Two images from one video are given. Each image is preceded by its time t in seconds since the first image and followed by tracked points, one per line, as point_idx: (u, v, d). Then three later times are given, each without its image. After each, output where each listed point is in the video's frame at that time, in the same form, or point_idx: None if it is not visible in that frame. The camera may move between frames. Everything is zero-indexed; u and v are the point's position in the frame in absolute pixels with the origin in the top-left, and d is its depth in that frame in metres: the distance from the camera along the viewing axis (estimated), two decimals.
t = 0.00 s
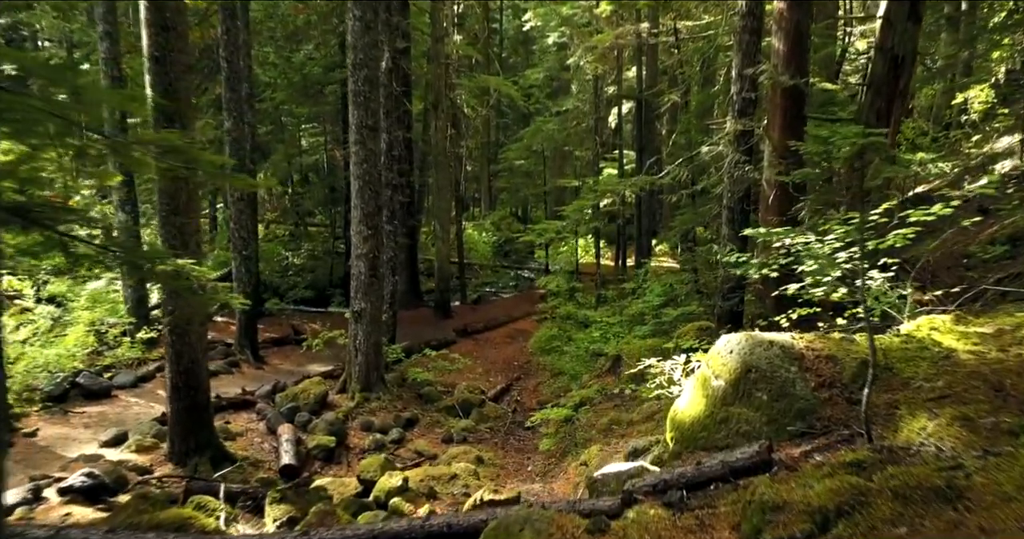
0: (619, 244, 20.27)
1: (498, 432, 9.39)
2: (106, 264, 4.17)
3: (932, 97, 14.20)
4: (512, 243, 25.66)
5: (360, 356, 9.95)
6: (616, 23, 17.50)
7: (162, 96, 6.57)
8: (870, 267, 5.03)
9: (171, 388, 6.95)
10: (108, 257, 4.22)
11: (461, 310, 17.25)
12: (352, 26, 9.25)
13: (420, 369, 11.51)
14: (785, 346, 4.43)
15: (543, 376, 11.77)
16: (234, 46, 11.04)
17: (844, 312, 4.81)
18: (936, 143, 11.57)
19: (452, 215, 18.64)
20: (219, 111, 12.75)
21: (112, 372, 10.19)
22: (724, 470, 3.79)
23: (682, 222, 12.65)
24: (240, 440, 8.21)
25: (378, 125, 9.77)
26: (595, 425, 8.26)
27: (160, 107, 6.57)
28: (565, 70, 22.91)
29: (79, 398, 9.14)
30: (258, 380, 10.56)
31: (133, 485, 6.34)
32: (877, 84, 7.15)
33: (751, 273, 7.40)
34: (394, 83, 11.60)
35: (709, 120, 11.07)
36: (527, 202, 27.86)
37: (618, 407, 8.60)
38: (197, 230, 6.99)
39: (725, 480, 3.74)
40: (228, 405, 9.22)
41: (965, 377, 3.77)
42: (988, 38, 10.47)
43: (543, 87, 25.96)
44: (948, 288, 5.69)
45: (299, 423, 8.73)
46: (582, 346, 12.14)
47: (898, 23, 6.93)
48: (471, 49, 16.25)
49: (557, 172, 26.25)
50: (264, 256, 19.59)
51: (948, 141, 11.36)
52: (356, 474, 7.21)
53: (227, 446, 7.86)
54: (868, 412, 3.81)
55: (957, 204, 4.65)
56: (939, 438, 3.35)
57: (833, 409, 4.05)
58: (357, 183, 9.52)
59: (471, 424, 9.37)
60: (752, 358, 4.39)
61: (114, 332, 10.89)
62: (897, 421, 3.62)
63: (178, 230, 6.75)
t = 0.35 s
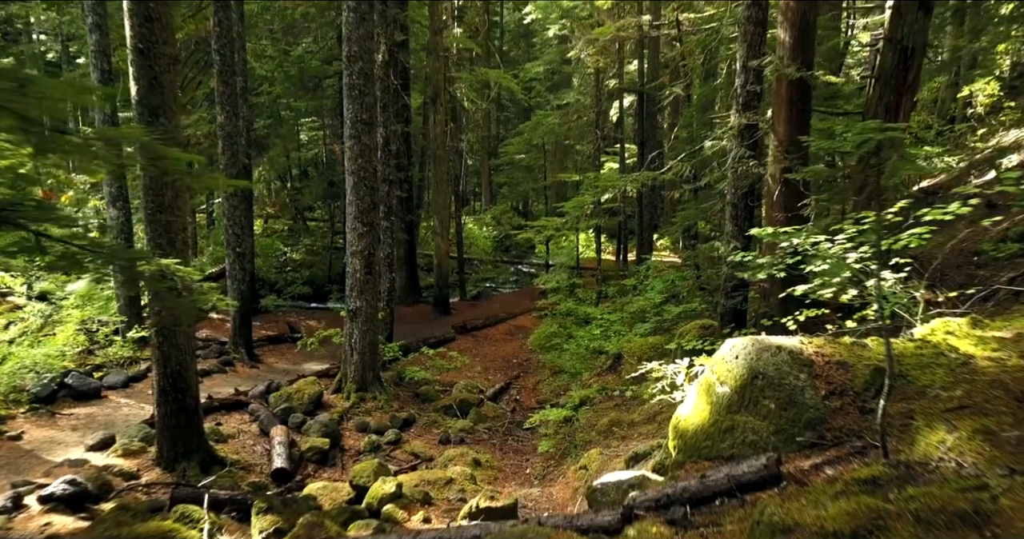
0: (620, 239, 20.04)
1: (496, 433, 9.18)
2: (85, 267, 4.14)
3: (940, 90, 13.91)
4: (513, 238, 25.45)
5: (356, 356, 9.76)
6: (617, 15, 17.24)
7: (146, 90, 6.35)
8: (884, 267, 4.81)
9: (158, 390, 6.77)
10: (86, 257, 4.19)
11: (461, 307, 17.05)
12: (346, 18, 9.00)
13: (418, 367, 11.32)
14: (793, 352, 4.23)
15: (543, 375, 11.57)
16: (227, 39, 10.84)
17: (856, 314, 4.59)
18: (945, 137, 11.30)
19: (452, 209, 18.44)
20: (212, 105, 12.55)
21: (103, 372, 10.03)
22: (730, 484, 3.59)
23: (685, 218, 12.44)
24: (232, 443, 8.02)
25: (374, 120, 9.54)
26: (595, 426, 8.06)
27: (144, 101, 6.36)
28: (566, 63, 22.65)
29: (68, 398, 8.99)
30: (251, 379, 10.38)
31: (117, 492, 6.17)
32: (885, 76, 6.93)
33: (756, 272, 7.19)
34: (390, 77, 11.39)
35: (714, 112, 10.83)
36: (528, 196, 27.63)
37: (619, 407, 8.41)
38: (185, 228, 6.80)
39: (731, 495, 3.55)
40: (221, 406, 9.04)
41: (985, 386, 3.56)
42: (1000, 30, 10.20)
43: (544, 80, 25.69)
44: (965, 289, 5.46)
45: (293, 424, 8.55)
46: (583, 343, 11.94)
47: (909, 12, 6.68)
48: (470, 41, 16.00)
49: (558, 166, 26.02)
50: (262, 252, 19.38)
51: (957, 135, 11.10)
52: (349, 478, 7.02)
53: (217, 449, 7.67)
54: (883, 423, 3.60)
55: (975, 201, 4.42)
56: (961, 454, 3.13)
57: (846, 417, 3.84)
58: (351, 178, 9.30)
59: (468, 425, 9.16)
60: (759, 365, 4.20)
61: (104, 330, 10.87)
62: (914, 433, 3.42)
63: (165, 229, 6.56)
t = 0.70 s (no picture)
0: (620, 237, 19.81)
1: (495, 438, 8.96)
2: (65, 272, 4.04)
3: (948, 87, 13.66)
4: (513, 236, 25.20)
5: (351, 359, 9.54)
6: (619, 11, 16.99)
7: (131, 86, 6.10)
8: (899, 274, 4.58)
9: (145, 396, 6.55)
10: (65, 262, 4.09)
11: (460, 306, 16.83)
12: (341, 12, 8.75)
13: (415, 370, 11.10)
14: (805, 365, 4.01)
15: (543, 377, 11.35)
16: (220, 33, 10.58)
17: (870, 322, 4.36)
18: (954, 136, 11.07)
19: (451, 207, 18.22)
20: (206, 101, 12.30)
21: (93, 374, 9.81)
22: (738, 507, 3.38)
23: (687, 217, 12.20)
24: (223, 449, 7.81)
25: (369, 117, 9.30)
26: (596, 432, 7.84)
27: (129, 98, 6.10)
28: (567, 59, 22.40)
29: (57, 402, 8.76)
30: (244, 382, 10.15)
31: (102, 502, 5.95)
32: (897, 72, 6.69)
33: (762, 275, 6.96)
34: (387, 73, 11.14)
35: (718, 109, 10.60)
36: (528, 193, 27.38)
37: (620, 412, 8.19)
38: (172, 230, 6.57)
39: (741, 520, 3.33)
40: (213, 410, 8.82)
41: (1012, 405, 3.34)
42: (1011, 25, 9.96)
43: (545, 76, 25.45)
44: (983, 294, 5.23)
45: (286, 429, 8.33)
46: (583, 345, 11.72)
47: (923, 6, 6.44)
48: (469, 37, 15.75)
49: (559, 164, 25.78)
50: (259, 249, 19.14)
51: (966, 133, 10.86)
52: (342, 487, 6.81)
53: (207, 456, 7.45)
54: (903, 444, 3.38)
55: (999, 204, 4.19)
56: (990, 481, 2.92)
57: (861, 436, 3.63)
58: (346, 177, 9.07)
59: (466, 430, 8.94)
60: (768, 378, 3.97)
61: (95, 331, 10.64)
62: (937, 456, 3.20)
63: (150, 230, 6.34)
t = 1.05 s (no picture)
0: (621, 239, 19.59)
1: (491, 447, 8.73)
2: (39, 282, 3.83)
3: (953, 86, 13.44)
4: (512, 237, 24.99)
5: (344, 365, 9.29)
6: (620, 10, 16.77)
7: (112, 84, 5.84)
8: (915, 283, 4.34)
9: (128, 407, 6.31)
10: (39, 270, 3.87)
11: (458, 309, 16.61)
12: (334, 9, 8.49)
13: (411, 376, 10.88)
14: (817, 381, 3.77)
15: (542, 383, 11.13)
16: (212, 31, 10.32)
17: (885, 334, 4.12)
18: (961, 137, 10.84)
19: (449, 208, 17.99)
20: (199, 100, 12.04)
21: (81, 380, 9.56)
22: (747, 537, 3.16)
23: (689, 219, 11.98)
24: (211, 460, 7.56)
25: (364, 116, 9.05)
26: (595, 443, 7.62)
27: (111, 97, 5.84)
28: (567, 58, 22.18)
29: (42, 410, 8.51)
30: (235, 388, 9.91)
31: (81, 519, 5.71)
32: (908, 71, 6.44)
33: (768, 281, 6.72)
34: (382, 71, 10.88)
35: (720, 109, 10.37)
36: (528, 194, 27.15)
37: (621, 421, 7.97)
38: (157, 235, 6.33)
39: None
40: (201, 419, 8.57)
41: None
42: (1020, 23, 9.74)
43: (545, 76, 25.22)
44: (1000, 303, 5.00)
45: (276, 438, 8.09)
46: (583, 349, 11.50)
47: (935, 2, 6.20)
48: (468, 35, 15.52)
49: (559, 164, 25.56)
50: (255, 251, 18.92)
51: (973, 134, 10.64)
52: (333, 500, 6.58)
53: (194, 467, 7.21)
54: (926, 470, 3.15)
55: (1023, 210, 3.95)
56: None
57: (879, 459, 3.40)
58: (340, 178, 8.82)
59: (462, 439, 8.72)
60: (779, 395, 3.73)
61: (83, 336, 10.38)
62: (963, 484, 2.97)
63: (134, 235, 6.10)
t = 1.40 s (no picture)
0: (621, 240, 19.39)
1: (488, 455, 8.52)
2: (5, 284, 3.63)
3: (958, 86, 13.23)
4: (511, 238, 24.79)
5: (338, 371, 9.10)
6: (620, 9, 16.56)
7: (93, 84, 5.64)
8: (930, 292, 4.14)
9: (111, 417, 6.11)
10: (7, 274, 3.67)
11: (456, 311, 16.42)
12: (327, 7, 8.28)
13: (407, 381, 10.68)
14: (829, 399, 3.56)
15: (540, 388, 10.93)
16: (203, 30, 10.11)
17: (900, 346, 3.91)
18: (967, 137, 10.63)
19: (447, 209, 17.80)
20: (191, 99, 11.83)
21: (69, 386, 9.37)
22: None
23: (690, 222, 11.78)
24: (199, 470, 7.36)
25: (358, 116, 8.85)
26: (595, 452, 7.43)
27: (92, 98, 5.64)
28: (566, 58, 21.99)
29: (28, 418, 8.32)
30: (227, 394, 9.72)
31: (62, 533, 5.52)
32: (917, 70, 6.24)
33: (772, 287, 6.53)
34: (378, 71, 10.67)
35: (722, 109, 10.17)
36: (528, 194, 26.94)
37: (621, 430, 7.78)
38: (142, 240, 6.12)
39: None
40: (192, 427, 8.38)
41: None
42: None
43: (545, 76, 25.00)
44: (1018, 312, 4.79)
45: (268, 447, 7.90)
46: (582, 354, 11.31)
47: None
48: (466, 35, 15.32)
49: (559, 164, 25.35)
50: (252, 252, 18.72)
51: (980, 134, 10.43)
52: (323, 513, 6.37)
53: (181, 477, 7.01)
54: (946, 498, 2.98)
55: None
56: None
57: (894, 483, 3.25)
58: (333, 180, 8.61)
59: (459, 447, 8.52)
60: (788, 414, 3.52)
61: (72, 341, 10.19)
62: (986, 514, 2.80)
63: (117, 240, 5.90)
